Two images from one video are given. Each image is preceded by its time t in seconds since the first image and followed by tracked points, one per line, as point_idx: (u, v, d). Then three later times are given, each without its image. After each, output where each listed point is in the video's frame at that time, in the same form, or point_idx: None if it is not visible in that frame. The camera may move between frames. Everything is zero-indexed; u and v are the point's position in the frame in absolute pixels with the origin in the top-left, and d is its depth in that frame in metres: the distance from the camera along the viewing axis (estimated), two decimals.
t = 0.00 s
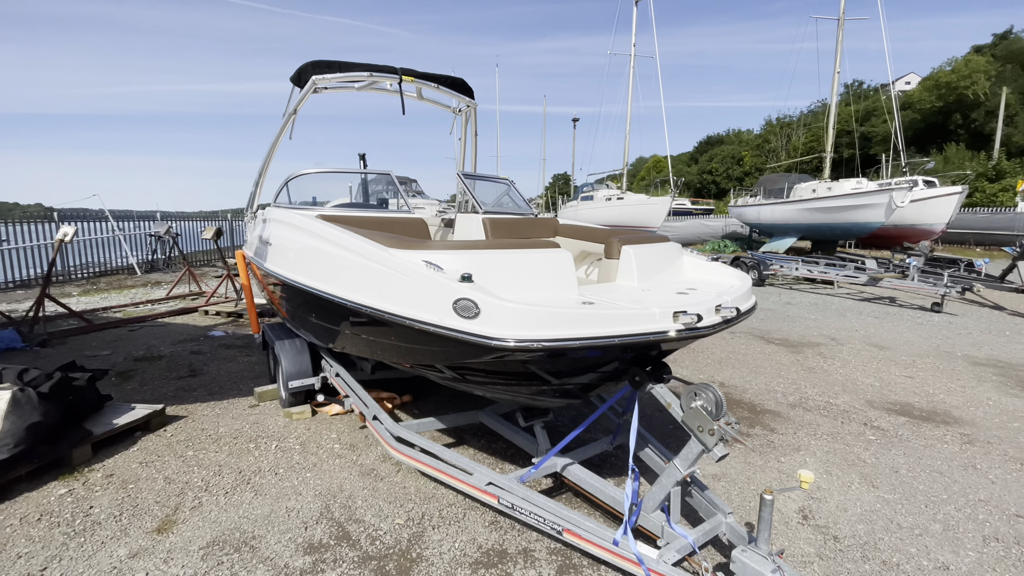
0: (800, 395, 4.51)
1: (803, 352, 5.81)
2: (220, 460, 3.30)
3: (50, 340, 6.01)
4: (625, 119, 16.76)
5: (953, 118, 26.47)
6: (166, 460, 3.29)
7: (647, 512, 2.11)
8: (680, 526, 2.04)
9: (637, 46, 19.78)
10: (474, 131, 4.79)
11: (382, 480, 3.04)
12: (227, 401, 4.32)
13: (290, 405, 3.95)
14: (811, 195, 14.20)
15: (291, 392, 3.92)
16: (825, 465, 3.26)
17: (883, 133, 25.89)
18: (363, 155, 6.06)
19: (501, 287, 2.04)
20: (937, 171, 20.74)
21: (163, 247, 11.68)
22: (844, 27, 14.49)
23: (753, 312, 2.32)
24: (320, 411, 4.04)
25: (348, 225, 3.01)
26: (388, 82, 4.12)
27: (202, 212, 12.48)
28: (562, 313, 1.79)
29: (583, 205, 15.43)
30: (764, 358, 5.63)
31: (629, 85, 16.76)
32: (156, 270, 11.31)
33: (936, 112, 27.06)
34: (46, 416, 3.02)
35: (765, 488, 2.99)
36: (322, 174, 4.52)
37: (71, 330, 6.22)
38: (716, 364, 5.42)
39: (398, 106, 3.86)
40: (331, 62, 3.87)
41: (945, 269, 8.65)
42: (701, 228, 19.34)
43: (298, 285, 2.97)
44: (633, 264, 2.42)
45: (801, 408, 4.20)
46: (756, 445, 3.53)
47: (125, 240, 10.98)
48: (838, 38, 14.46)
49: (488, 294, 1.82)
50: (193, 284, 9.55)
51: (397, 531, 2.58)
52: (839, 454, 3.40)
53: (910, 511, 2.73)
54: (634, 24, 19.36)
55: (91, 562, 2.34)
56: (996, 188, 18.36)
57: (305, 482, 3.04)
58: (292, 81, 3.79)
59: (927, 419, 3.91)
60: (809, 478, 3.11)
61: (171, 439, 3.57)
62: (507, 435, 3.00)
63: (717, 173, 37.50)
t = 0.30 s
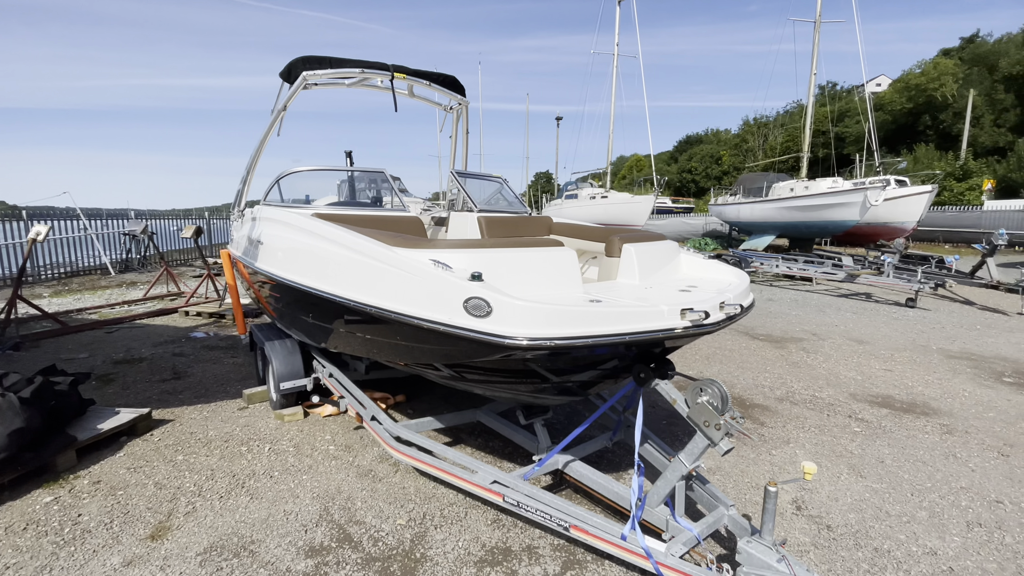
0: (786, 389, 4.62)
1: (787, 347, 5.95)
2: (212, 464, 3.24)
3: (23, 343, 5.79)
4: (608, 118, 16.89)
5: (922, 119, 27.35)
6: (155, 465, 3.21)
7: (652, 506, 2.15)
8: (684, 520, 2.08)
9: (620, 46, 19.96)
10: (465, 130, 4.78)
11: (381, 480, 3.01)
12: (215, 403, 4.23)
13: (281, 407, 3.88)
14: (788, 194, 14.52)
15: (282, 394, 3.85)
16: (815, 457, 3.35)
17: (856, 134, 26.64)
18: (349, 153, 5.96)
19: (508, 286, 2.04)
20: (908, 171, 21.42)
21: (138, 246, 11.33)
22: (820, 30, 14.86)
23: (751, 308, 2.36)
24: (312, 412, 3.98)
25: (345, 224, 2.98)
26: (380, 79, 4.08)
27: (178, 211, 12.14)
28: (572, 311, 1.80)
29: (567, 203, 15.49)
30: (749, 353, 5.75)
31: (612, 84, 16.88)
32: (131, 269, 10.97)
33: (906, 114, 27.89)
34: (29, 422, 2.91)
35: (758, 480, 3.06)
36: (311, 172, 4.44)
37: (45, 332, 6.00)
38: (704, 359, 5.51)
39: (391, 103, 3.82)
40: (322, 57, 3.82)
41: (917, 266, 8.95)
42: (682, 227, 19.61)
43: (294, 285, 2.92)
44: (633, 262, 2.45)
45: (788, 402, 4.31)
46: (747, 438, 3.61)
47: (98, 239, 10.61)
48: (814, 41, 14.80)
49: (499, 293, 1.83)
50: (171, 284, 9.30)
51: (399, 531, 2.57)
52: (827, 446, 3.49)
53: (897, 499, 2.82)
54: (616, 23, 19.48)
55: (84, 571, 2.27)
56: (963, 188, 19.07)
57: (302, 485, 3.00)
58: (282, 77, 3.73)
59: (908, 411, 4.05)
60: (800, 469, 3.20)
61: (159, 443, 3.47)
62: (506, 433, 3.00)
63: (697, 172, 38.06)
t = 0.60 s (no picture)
0: (767, 380, 4.75)
1: (766, 340, 6.11)
2: (200, 465, 3.17)
3: None
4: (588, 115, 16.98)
5: (889, 118, 28.25)
6: (140, 467, 3.13)
7: (649, 495, 2.19)
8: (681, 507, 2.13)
9: (600, 43, 20.09)
10: (452, 125, 4.76)
11: (375, 477, 3.00)
12: (198, 404, 4.13)
13: (269, 407, 3.83)
14: (764, 191, 14.85)
15: (270, 393, 3.80)
16: (798, 445, 3.46)
17: (827, 132, 27.37)
18: (332, 148, 5.87)
19: (509, 280, 2.06)
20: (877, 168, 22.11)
21: (107, 244, 10.95)
22: (794, 30, 15.21)
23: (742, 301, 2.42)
24: (300, 411, 3.93)
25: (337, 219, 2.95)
26: (367, 73, 4.03)
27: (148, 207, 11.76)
28: (575, 304, 1.83)
29: (548, 200, 15.53)
30: (731, 346, 5.88)
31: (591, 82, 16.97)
32: (100, 268, 10.60)
33: (874, 113, 28.77)
34: (5, 426, 2.80)
35: (746, 468, 3.15)
36: (295, 167, 4.37)
37: (12, 334, 5.76)
38: (687, 353, 5.62)
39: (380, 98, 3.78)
40: (307, 50, 3.74)
41: (887, 260, 9.27)
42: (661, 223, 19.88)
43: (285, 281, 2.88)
44: (627, 257, 2.49)
45: (770, 392, 4.43)
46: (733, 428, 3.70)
47: (65, 237, 10.22)
48: (788, 41, 15.14)
49: (505, 288, 1.85)
50: (144, 283, 9.02)
51: (397, 528, 2.56)
52: (809, 434, 3.61)
53: (877, 483, 2.94)
54: (595, 21, 19.57)
55: None
56: (928, 185, 19.81)
57: (294, 484, 2.97)
58: (266, 70, 3.65)
59: (884, 399, 4.21)
60: (785, 457, 3.30)
61: (143, 446, 3.38)
62: (500, 428, 3.02)
63: (674, 169, 38.58)
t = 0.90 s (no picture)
0: (752, 368, 4.89)
1: (749, 330, 6.27)
2: (192, 462, 3.13)
3: None
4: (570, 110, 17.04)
5: (862, 114, 28.94)
6: (130, 465, 3.07)
7: (647, 479, 2.25)
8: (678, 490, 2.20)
9: (582, 38, 20.15)
10: (441, 117, 4.74)
11: (373, 470, 3.01)
12: (186, 401, 4.06)
13: (260, 402, 3.79)
14: (742, 185, 15.13)
15: (260, 388, 3.75)
16: (784, 430, 3.58)
17: (803, 128, 27.94)
18: (316, 141, 5.80)
19: (513, 269, 2.10)
20: (851, 163, 22.67)
21: (78, 240, 10.61)
22: (771, 27, 15.50)
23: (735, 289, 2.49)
24: (291, 406, 3.89)
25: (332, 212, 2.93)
26: (356, 65, 3.98)
27: (122, 203, 11.42)
28: (580, 293, 1.88)
29: (531, 194, 15.57)
30: (716, 336, 6.02)
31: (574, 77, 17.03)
32: (72, 265, 10.26)
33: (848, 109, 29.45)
34: None
35: (735, 453, 3.25)
36: (280, 159, 4.32)
37: None
38: (674, 343, 5.74)
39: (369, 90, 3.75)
40: (294, 40, 3.68)
41: (862, 252, 9.57)
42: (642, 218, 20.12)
43: (280, 273, 2.87)
44: (622, 248, 2.54)
45: (754, 380, 4.56)
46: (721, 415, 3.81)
47: (33, 233, 9.86)
48: (765, 37, 15.39)
49: (512, 279, 1.89)
50: (120, 281, 8.79)
51: (398, 518, 2.58)
52: (793, 419, 3.74)
53: (860, 464, 3.07)
54: (577, 15, 19.61)
55: None
56: (899, 179, 20.43)
57: (291, 478, 2.95)
58: (253, 60, 3.59)
59: (863, 385, 4.37)
60: (772, 441, 3.42)
61: (131, 444, 3.32)
62: (497, 418, 3.04)
63: (654, 164, 38.99)
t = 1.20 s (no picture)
0: (736, 354, 5.02)
1: (732, 317, 6.42)
2: (185, 457, 3.08)
3: None
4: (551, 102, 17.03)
5: (833, 108, 29.63)
6: (119, 462, 3.00)
7: (647, 460, 2.31)
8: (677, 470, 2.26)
9: (563, 29, 20.11)
10: (429, 107, 4.71)
11: (371, 460, 3.01)
12: (171, 398, 3.97)
13: (251, 397, 3.73)
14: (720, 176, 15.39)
15: (251, 383, 3.70)
16: (770, 412, 3.70)
17: (777, 121, 28.49)
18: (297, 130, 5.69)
19: (519, 257, 2.16)
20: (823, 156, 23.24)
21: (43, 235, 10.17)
22: (747, 20, 15.73)
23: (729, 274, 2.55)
24: (283, 400, 3.85)
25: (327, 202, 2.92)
26: (342, 53, 3.92)
27: (89, 196, 10.98)
28: (586, 278, 1.94)
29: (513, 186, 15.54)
30: (700, 324, 6.15)
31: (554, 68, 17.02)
32: (37, 261, 9.84)
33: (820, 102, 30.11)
34: None
35: (726, 435, 3.35)
36: (264, 149, 4.23)
37: None
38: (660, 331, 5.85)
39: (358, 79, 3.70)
40: (280, 27, 3.61)
41: (835, 242, 9.87)
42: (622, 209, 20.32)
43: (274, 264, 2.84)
44: (618, 236, 2.58)
45: (739, 365, 4.69)
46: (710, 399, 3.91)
47: None
48: (742, 31, 15.63)
49: (521, 266, 1.95)
50: (91, 277, 8.48)
51: (400, 506, 2.59)
52: (777, 401, 3.86)
53: (843, 442, 3.20)
54: (557, 6, 19.55)
55: None
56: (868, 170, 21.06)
57: (289, 471, 2.93)
58: (237, 47, 3.50)
59: (842, 368, 4.53)
60: (759, 423, 3.53)
61: (119, 441, 3.24)
62: (494, 406, 3.07)
63: (632, 156, 39.29)
